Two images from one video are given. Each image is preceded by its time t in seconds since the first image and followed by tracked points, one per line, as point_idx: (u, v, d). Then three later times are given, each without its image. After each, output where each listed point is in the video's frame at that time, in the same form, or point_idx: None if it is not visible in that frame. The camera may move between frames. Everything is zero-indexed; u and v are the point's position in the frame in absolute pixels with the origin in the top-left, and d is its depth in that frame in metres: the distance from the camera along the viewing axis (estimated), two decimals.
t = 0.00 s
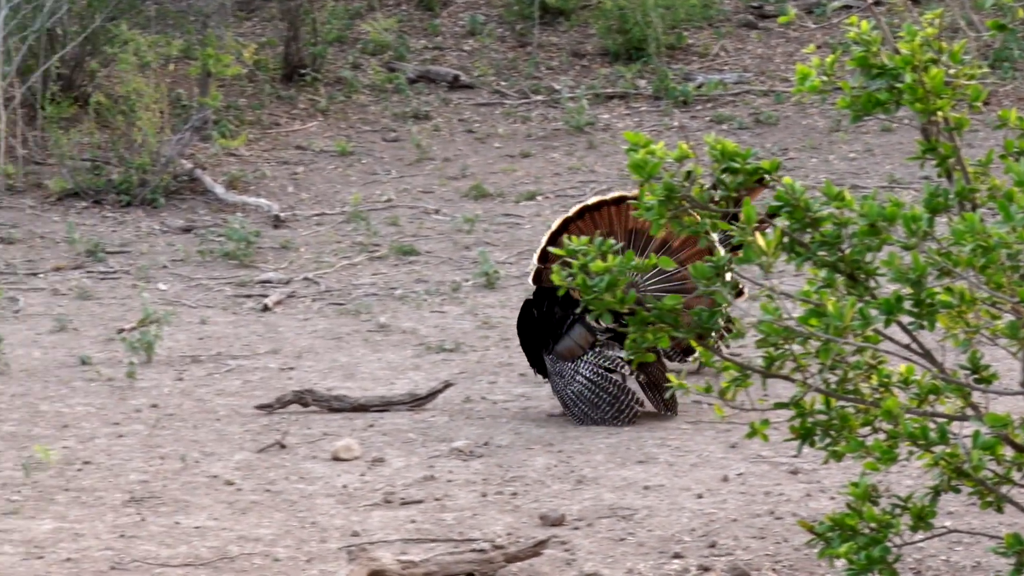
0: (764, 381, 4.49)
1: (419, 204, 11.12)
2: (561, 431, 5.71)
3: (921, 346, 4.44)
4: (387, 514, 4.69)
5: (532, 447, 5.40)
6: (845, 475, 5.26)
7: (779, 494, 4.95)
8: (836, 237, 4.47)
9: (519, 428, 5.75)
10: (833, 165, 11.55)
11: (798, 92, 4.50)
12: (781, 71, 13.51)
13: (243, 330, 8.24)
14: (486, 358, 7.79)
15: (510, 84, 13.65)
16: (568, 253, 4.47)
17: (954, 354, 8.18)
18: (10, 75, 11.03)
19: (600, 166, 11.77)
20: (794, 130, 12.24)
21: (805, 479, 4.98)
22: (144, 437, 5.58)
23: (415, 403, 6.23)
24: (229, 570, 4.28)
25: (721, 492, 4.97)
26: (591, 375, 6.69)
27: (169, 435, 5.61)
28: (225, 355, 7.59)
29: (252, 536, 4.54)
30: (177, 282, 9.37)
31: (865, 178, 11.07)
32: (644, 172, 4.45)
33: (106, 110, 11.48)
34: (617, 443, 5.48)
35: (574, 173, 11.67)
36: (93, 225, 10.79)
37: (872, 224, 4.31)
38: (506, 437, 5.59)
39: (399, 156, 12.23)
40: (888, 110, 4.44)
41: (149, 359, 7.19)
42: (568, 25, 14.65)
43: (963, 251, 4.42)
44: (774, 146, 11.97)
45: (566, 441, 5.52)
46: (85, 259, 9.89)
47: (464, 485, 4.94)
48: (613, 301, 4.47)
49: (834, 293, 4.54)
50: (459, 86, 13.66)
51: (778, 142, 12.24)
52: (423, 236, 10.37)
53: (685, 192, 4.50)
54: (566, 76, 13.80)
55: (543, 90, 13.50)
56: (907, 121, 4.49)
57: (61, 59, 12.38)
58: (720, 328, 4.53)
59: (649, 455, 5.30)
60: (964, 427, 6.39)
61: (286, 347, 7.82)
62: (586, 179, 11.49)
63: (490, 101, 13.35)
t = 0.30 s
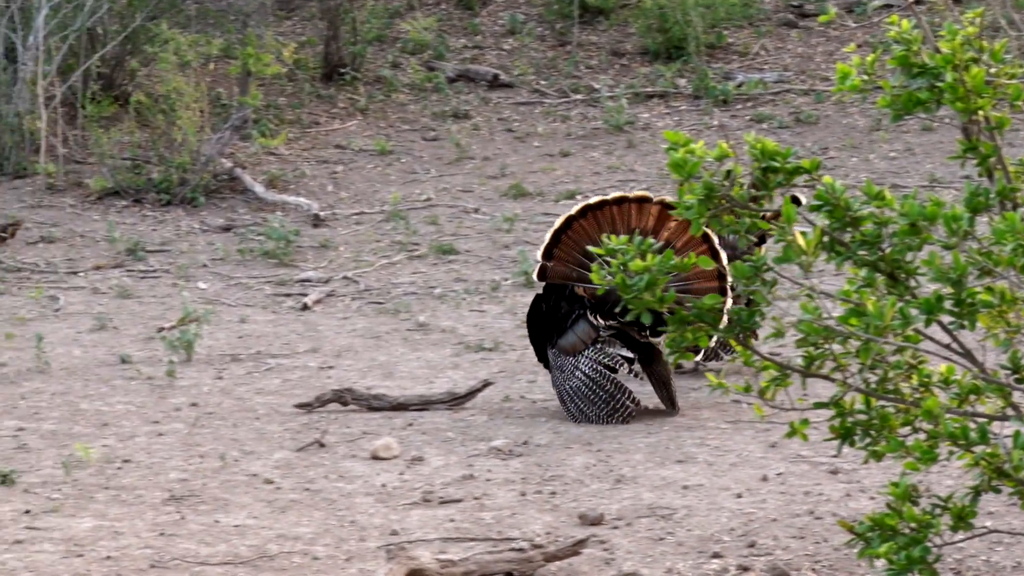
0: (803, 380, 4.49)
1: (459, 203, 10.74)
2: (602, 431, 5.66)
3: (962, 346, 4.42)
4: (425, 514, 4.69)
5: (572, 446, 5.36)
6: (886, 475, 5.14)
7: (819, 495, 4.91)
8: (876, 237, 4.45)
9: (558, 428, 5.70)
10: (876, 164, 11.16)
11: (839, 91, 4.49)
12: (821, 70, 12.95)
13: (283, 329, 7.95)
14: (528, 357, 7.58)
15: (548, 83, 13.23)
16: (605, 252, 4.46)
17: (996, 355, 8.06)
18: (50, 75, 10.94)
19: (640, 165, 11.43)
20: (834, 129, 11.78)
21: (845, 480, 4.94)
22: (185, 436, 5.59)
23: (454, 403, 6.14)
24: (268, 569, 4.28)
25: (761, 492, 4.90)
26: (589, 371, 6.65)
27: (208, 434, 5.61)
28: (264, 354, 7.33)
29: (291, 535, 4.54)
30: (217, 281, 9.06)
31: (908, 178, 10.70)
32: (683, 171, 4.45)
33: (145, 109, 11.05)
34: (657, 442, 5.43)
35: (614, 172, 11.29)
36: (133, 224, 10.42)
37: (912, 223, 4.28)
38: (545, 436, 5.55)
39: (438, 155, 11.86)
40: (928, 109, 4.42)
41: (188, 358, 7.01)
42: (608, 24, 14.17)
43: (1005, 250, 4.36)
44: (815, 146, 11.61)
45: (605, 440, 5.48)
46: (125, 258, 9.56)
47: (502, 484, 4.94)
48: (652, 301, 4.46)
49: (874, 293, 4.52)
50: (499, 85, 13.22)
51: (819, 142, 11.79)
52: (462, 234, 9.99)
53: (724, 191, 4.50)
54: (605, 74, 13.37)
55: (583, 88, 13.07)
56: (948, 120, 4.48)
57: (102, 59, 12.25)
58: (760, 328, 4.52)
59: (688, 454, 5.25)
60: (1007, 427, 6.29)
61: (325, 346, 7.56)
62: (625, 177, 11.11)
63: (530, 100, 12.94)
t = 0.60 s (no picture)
0: (841, 379, 4.48)
1: (497, 203, 10.51)
2: (640, 430, 5.62)
3: (1001, 346, 4.38)
4: (463, 513, 4.69)
5: (609, 446, 5.35)
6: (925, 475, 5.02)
7: (857, 495, 4.87)
8: (915, 236, 4.38)
9: (596, 427, 5.67)
10: (916, 164, 10.95)
11: (878, 91, 4.45)
12: (861, 69, 12.80)
13: (322, 328, 7.77)
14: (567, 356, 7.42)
15: (586, 82, 13.13)
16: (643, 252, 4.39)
17: None
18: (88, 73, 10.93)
19: (679, 163, 11.27)
20: (873, 128, 11.58)
21: (884, 479, 4.91)
22: (223, 435, 5.58)
23: (492, 402, 6.10)
24: (306, 568, 4.29)
25: (799, 492, 4.84)
26: (599, 365, 6.47)
27: (246, 433, 5.62)
28: (302, 352, 7.23)
29: (329, 533, 4.55)
30: (255, 279, 8.83)
31: (949, 176, 10.49)
32: (721, 171, 4.43)
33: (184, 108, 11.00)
34: (695, 441, 5.40)
35: (652, 171, 11.10)
36: (171, 223, 10.21)
37: (951, 222, 4.17)
38: (584, 435, 5.52)
39: (476, 154, 11.73)
40: (968, 108, 4.35)
41: (227, 357, 6.95)
42: (646, 23, 14.07)
43: None
44: (854, 145, 11.41)
45: (643, 439, 5.45)
46: (164, 258, 9.31)
47: (540, 484, 4.93)
48: (691, 300, 4.43)
49: (913, 292, 4.45)
50: (537, 85, 13.11)
51: (858, 141, 11.60)
52: (501, 233, 9.80)
53: (763, 191, 4.49)
54: (644, 74, 13.25)
55: (621, 88, 12.95)
56: (987, 120, 4.47)
57: (141, 58, 12.12)
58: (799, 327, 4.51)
59: (726, 453, 5.21)
60: None
61: (363, 344, 7.42)
62: (663, 176, 10.94)
63: (568, 99, 12.83)
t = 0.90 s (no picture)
0: (879, 379, 4.46)
1: (535, 202, 10.37)
2: (677, 428, 5.61)
3: None
4: (500, 512, 4.69)
5: (647, 446, 5.34)
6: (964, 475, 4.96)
7: (893, 495, 4.85)
8: (954, 236, 4.14)
9: (633, 426, 5.66)
10: (954, 163, 10.75)
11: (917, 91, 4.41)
12: (900, 68, 12.58)
13: (358, 327, 7.77)
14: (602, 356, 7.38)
15: (625, 83, 12.85)
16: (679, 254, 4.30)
17: None
18: (126, 72, 10.87)
19: (716, 163, 11.11)
20: (912, 128, 11.38)
21: (921, 479, 4.91)
22: (259, 434, 5.60)
23: (528, 403, 6.13)
24: (344, 566, 4.29)
25: (837, 492, 4.82)
26: (595, 359, 6.38)
27: (286, 432, 5.63)
28: (340, 351, 7.22)
29: (366, 532, 4.55)
30: (292, 279, 8.81)
31: (990, 176, 10.29)
32: (760, 170, 4.41)
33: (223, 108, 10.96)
34: (733, 441, 5.38)
35: (690, 170, 10.92)
36: (209, 223, 10.16)
37: (991, 222, 3.94)
38: (621, 435, 5.51)
39: (514, 153, 11.57)
40: (1007, 108, 4.03)
41: (264, 356, 6.96)
42: (684, 23, 13.81)
43: None
44: (893, 144, 11.21)
45: (681, 439, 5.44)
46: (202, 256, 9.31)
47: (578, 484, 4.92)
48: (729, 300, 4.41)
49: (953, 293, 4.26)
50: (575, 84, 12.85)
51: (897, 141, 11.35)
52: (539, 233, 9.68)
53: (801, 190, 4.48)
54: (681, 74, 12.96)
55: (659, 88, 12.70)
56: None
57: (179, 57, 12.01)
58: (838, 327, 4.50)
59: (765, 453, 5.19)
60: None
61: (400, 344, 7.41)
62: (701, 176, 10.79)
63: (606, 99, 12.57)
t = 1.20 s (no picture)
0: (917, 379, 4.43)
1: (570, 204, 10.34)
2: (713, 429, 5.61)
3: None
4: (536, 513, 4.69)
5: (683, 446, 5.34)
6: (1004, 476, 4.92)
7: (930, 497, 4.83)
8: (992, 236, 4.02)
9: (669, 427, 5.65)
10: (993, 164, 10.62)
11: (955, 91, 4.38)
12: (939, 68, 12.48)
13: (394, 327, 7.77)
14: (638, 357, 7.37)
15: (661, 82, 12.83)
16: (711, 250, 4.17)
17: None
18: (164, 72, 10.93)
19: (754, 162, 11.03)
20: (950, 129, 11.26)
21: (959, 481, 4.89)
22: (296, 435, 5.61)
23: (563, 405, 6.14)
24: (380, 567, 4.28)
25: (875, 494, 4.79)
26: (593, 352, 6.40)
27: (320, 432, 5.65)
28: (375, 352, 7.23)
29: (402, 533, 4.55)
30: (329, 279, 8.81)
31: None
32: (797, 170, 4.39)
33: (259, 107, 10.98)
34: (767, 441, 5.39)
35: (727, 171, 10.86)
36: (246, 223, 10.16)
37: None
38: (658, 435, 5.51)
39: (551, 154, 11.54)
40: None
41: (300, 356, 6.97)
42: (721, 23, 13.80)
43: None
44: (931, 145, 11.09)
45: (718, 440, 5.43)
46: (238, 257, 9.31)
47: (614, 484, 4.93)
48: (765, 300, 4.38)
49: (991, 293, 4.16)
50: (612, 84, 12.83)
51: (935, 142, 11.25)
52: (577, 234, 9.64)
53: (839, 191, 4.45)
54: (719, 74, 12.93)
55: (696, 88, 12.65)
56: None
57: (216, 57, 12.03)
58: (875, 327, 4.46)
59: (801, 454, 5.19)
60: None
61: (437, 344, 7.42)
62: (739, 177, 10.72)
63: (642, 99, 12.55)
